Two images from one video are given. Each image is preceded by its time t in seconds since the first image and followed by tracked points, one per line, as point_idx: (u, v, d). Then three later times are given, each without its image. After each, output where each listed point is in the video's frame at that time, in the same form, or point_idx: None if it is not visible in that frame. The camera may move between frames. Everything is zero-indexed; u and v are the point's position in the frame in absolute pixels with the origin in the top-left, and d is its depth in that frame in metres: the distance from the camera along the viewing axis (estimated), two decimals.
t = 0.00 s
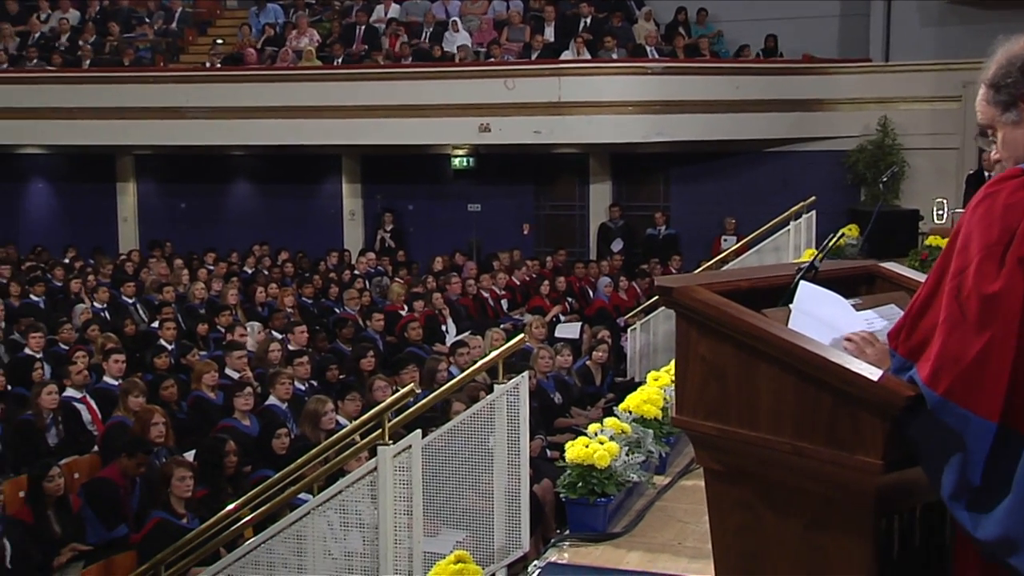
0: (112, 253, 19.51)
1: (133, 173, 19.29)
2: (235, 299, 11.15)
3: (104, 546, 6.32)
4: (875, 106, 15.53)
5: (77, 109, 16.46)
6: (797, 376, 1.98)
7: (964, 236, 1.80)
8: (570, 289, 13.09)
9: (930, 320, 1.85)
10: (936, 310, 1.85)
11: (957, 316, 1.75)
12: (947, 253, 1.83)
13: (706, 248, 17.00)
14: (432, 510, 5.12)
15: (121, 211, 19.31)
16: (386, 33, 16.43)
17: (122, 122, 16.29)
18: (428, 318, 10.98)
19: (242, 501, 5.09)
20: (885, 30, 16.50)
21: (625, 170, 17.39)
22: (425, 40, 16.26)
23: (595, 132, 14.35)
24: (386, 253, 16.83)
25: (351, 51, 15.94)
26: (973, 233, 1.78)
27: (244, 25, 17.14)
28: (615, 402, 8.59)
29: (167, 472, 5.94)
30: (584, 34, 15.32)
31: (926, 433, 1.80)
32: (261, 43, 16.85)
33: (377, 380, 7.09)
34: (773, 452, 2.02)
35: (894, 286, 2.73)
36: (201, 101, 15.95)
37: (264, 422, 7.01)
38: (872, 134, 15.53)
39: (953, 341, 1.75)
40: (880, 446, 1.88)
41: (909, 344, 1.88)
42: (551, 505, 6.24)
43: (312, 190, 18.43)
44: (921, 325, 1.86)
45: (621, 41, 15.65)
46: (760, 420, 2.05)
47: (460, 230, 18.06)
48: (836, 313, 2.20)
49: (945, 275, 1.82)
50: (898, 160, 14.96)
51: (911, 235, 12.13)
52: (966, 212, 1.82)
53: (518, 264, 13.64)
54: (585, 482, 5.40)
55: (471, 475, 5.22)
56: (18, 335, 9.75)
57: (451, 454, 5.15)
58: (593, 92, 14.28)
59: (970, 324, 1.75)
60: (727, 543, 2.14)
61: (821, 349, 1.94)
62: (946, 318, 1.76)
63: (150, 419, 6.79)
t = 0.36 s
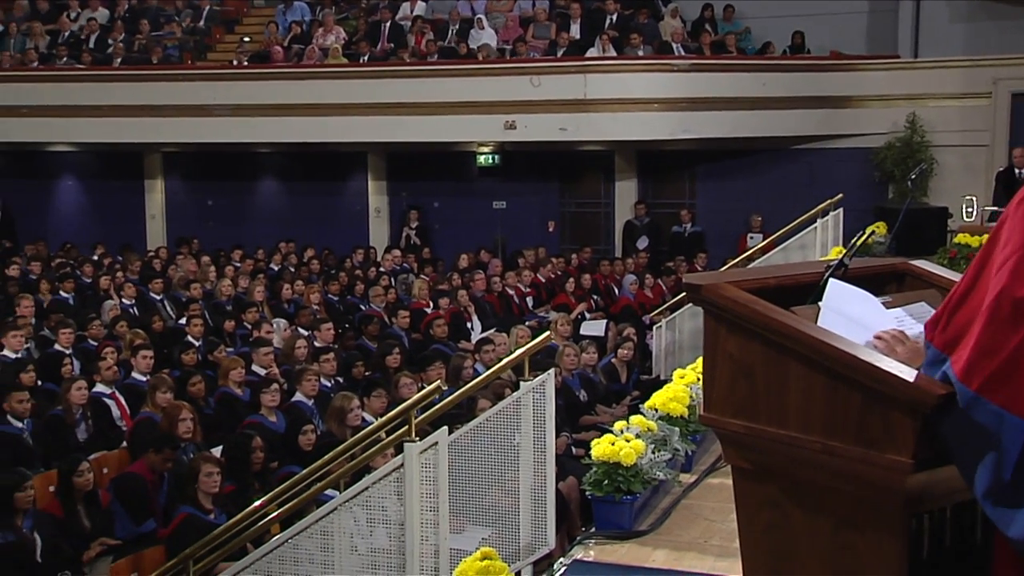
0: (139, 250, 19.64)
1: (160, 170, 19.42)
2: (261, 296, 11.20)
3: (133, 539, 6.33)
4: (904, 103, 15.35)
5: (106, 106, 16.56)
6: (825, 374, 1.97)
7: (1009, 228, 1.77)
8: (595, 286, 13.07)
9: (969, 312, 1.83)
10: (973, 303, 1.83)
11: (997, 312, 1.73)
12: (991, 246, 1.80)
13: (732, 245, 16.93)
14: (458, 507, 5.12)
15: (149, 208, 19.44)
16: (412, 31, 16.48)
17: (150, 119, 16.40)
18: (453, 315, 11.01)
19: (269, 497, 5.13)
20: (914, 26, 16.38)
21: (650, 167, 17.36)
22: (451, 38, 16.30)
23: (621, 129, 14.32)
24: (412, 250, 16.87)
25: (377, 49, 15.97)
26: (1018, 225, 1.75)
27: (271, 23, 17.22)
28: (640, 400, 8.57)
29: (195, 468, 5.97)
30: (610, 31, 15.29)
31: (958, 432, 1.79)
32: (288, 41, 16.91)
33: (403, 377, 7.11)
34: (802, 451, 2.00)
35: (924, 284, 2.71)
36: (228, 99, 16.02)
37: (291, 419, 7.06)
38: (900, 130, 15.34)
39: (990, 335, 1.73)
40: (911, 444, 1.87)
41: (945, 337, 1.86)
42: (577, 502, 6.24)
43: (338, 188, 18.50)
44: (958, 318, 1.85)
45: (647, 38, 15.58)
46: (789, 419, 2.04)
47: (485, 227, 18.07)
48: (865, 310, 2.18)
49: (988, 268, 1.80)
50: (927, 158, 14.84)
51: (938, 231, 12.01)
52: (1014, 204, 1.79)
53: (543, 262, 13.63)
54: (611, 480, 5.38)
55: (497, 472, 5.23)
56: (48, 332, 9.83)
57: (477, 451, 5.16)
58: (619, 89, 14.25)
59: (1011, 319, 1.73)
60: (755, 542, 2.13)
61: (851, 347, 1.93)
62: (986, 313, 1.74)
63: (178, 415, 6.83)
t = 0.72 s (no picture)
0: (162, 246, 19.74)
1: (184, 167, 19.53)
2: (284, 293, 11.24)
3: (156, 535, 6.30)
4: (928, 99, 15.15)
5: (130, 103, 16.64)
6: (850, 372, 1.96)
7: None
8: (617, 283, 13.05)
9: (1001, 305, 1.80)
10: (1005, 296, 1.81)
11: None
12: None
13: (754, 243, 16.89)
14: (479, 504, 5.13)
15: (172, 205, 19.53)
16: (434, 28, 16.51)
17: (174, 117, 16.48)
18: (475, 312, 11.03)
19: (291, 493, 5.15)
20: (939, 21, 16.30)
21: (672, 164, 17.33)
22: (472, 35, 16.32)
23: (643, 126, 14.30)
24: (434, 247, 16.91)
25: (399, 46, 15.99)
26: None
27: (294, 20, 17.26)
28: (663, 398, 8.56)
29: (218, 464, 6.00)
30: (632, 28, 15.26)
31: (985, 431, 1.78)
32: (310, 39, 16.95)
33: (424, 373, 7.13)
34: (827, 449, 1.99)
35: (950, 282, 2.69)
36: (250, 96, 16.08)
37: (313, 415, 7.09)
38: (924, 127, 15.19)
39: None
40: (937, 442, 1.86)
41: (975, 332, 1.84)
42: (598, 499, 6.23)
43: (360, 185, 18.56)
44: (989, 313, 1.82)
45: (669, 34, 15.48)
46: (813, 417, 2.03)
47: (507, 224, 18.09)
48: (891, 308, 2.17)
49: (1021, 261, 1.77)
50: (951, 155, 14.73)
51: (964, 229, 11.97)
52: None
53: (565, 259, 13.63)
54: (633, 477, 5.37)
55: (519, 469, 5.23)
56: (73, 328, 9.90)
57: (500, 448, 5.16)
58: (641, 86, 14.24)
59: None
60: (779, 539, 2.12)
61: (877, 345, 1.92)
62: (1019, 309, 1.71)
63: (201, 411, 6.83)
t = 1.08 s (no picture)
0: (187, 243, 19.85)
1: (208, 164, 19.63)
2: (307, 289, 11.28)
3: (182, 529, 6.37)
4: (954, 95, 15.05)
5: (155, 100, 16.74)
6: (877, 370, 1.94)
7: None
8: (640, 280, 13.03)
9: None
10: None
11: None
12: None
13: (777, 240, 16.84)
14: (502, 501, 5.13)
15: (196, 202, 19.64)
16: (457, 24, 16.53)
17: (198, 114, 16.57)
18: (498, 309, 11.05)
19: (314, 489, 5.16)
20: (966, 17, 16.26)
21: (695, 161, 17.29)
22: (495, 32, 16.34)
23: (667, 123, 14.28)
24: (456, 244, 16.94)
25: (422, 43, 16.04)
26: None
27: (318, 18, 17.31)
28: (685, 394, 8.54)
29: (242, 459, 6.03)
30: (656, 24, 15.24)
31: (1014, 430, 1.76)
32: (334, 35, 16.99)
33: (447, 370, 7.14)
34: (854, 447, 1.98)
35: (979, 279, 2.67)
36: (273, 93, 16.14)
37: (336, 411, 7.12)
38: (950, 123, 15.07)
39: None
40: (966, 441, 1.85)
41: (1003, 331, 1.83)
42: (621, 496, 6.22)
43: (383, 181, 18.60)
44: (1017, 312, 1.81)
45: (692, 30, 15.44)
46: (840, 415, 2.02)
47: (530, 221, 18.09)
48: (919, 304, 2.15)
49: None
50: (978, 151, 14.57)
51: (990, 225, 11.89)
52: None
53: (587, 256, 13.61)
54: (656, 474, 5.35)
55: (541, 465, 5.22)
56: (99, 323, 9.98)
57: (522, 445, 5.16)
58: (664, 82, 14.22)
59: None
60: (805, 538, 2.11)
61: (904, 342, 1.91)
62: None
63: (225, 407, 6.88)
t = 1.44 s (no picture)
0: (211, 239, 19.96)
1: (231, 161, 19.71)
2: (329, 285, 11.32)
3: (205, 523, 6.46)
4: (981, 90, 14.81)
5: (179, 97, 16.83)
6: (902, 366, 1.93)
7: None
8: (662, 277, 13.00)
9: None
10: None
11: None
12: None
13: (800, 237, 16.78)
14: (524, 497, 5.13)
15: (220, 198, 19.74)
16: (478, 21, 16.53)
17: (221, 111, 16.65)
18: (519, 306, 11.06)
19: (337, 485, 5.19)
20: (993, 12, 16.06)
21: (718, 158, 17.23)
22: (517, 28, 16.34)
23: (689, 119, 14.26)
24: (478, 241, 16.97)
25: (444, 39, 16.06)
26: None
27: (340, 15, 17.35)
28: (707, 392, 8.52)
29: (265, 455, 6.05)
30: (679, 20, 15.19)
31: None
32: (356, 32, 16.98)
33: (468, 366, 7.15)
34: (879, 445, 1.97)
35: (1005, 276, 2.64)
36: (296, 90, 16.19)
37: (358, 407, 7.15)
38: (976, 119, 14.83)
39: None
40: (993, 439, 1.83)
41: None
42: (643, 493, 6.21)
43: (404, 178, 18.63)
44: None
45: (715, 27, 15.40)
46: (865, 412, 2.00)
47: (552, 217, 18.08)
48: (946, 302, 2.13)
49: None
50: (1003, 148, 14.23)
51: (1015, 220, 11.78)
52: None
53: (609, 253, 13.59)
54: (678, 471, 5.34)
55: (564, 462, 5.23)
56: (123, 319, 10.05)
57: (544, 441, 5.16)
58: (686, 79, 14.19)
59: None
60: (830, 536, 2.10)
61: (929, 338, 1.90)
62: None
63: (248, 402, 6.90)
